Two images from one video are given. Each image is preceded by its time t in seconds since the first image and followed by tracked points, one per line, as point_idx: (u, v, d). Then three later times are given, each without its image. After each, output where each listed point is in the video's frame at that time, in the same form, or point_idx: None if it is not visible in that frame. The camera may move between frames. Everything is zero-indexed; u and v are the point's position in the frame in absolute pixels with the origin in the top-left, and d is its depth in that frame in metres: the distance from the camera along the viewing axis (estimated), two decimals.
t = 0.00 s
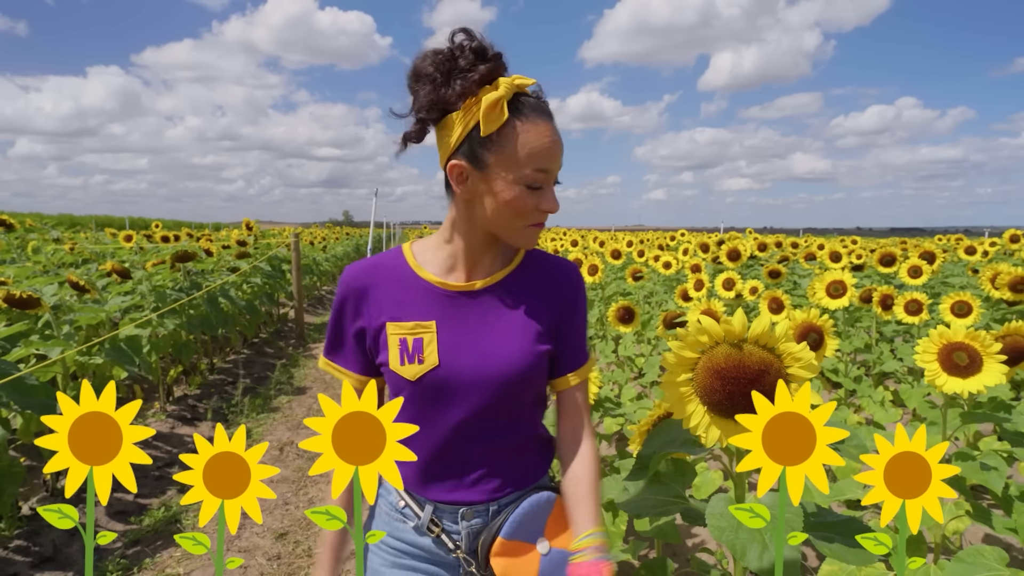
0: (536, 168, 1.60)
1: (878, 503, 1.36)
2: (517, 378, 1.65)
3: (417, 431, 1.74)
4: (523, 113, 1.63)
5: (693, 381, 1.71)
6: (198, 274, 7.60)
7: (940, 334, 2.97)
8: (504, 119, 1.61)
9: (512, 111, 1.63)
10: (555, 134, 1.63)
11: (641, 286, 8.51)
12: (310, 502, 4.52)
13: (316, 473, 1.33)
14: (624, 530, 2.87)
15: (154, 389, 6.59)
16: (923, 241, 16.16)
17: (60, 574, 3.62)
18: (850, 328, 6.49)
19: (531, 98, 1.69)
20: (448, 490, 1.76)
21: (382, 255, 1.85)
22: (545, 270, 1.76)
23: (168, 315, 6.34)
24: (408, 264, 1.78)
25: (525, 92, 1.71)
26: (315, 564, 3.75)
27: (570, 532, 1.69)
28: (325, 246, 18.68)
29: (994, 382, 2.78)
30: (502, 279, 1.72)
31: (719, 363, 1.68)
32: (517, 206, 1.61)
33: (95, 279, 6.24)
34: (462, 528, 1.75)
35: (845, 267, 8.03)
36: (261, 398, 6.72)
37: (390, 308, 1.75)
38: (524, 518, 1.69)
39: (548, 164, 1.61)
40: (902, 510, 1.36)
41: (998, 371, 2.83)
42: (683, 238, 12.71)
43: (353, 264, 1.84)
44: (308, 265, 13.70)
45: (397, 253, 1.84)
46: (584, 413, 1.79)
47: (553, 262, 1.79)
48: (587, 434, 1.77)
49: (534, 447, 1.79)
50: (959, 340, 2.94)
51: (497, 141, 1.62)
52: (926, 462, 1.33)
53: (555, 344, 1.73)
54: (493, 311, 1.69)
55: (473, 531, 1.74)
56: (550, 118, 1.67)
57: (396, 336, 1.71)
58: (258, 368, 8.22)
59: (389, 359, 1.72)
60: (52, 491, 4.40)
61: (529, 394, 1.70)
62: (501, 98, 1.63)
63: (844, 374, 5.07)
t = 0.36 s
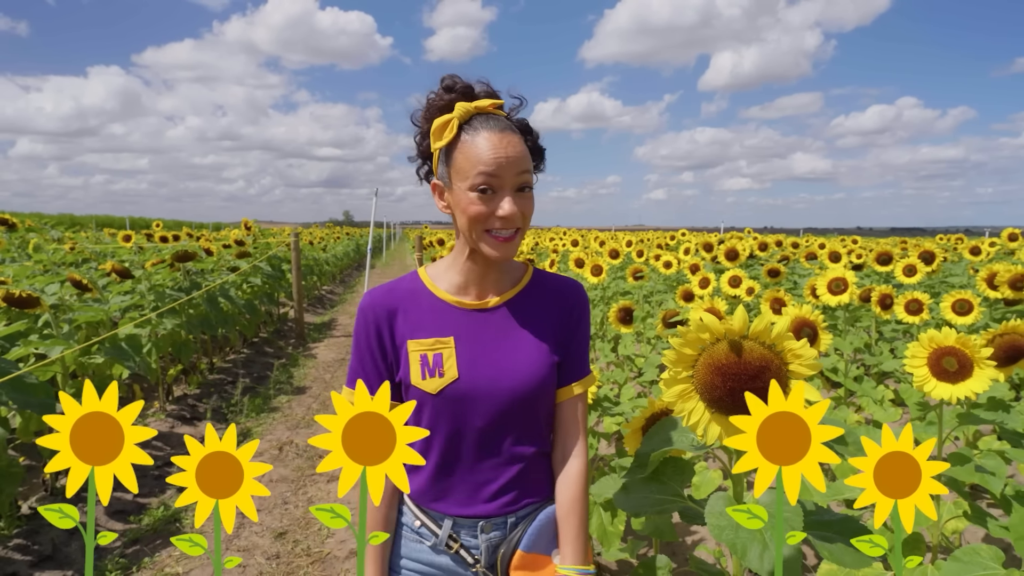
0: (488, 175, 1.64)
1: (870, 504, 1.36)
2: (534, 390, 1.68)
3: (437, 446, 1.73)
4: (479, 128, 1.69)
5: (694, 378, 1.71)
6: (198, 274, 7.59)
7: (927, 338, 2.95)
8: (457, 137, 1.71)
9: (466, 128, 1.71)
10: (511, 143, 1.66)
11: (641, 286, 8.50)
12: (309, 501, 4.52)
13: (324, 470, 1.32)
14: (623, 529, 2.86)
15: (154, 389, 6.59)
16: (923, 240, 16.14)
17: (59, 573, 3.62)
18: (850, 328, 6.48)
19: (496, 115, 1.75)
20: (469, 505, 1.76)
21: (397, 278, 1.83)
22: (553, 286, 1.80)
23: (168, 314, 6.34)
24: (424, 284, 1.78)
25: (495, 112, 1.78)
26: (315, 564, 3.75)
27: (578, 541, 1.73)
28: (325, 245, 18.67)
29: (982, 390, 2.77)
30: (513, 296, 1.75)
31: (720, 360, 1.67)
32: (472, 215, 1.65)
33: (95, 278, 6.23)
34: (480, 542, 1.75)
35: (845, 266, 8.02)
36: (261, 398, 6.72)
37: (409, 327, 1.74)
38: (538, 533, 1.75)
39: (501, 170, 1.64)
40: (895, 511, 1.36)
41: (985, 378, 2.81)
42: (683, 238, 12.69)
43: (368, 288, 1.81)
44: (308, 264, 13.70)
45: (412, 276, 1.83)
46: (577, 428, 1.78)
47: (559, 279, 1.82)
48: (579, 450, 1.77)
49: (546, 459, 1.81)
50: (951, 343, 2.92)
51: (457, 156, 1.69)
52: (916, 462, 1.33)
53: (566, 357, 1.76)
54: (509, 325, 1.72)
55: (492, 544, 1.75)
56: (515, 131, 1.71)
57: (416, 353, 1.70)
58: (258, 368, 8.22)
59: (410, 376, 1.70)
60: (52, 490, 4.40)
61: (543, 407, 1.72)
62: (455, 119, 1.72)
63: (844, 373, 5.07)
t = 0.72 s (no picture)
0: (492, 177, 1.65)
1: (877, 503, 1.35)
2: (546, 388, 1.65)
3: (449, 440, 1.75)
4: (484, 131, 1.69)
5: (691, 380, 1.70)
6: (198, 274, 7.57)
7: (937, 330, 2.96)
8: (465, 141, 1.71)
9: (473, 132, 1.72)
10: (515, 145, 1.65)
11: (641, 286, 8.49)
12: (309, 501, 4.51)
13: (317, 473, 1.32)
14: (624, 530, 2.85)
15: (153, 389, 6.58)
16: (924, 240, 16.12)
17: (57, 573, 3.60)
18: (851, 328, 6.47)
19: (504, 117, 1.74)
20: (478, 502, 1.75)
21: (420, 278, 1.87)
22: (574, 286, 1.75)
23: (167, 314, 6.32)
24: (443, 285, 1.81)
25: (505, 114, 1.76)
26: (314, 564, 3.74)
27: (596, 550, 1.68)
28: (325, 245, 18.64)
29: (996, 380, 2.75)
30: (528, 296, 1.73)
31: (717, 362, 1.66)
32: (478, 216, 1.67)
33: (95, 278, 6.22)
34: (489, 539, 1.74)
35: (846, 266, 8.00)
36: (261, 398, 6.71)
37: (427, 322, 1.77)
38: (549, 539, 1.71)
39: (505, 172, 1.64)
40: (901, 510, 1.35)
41: (998, 367, 2.80)
42: (683, 238, 12.67)
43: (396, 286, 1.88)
44: (308, 264, 13.69)
45: (435, 277, 1.86)
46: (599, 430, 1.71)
47: (583, 279, 1.77)
48: (599, 452, 1.70)
49: (562, 460, 1.77)
50: (960, 337, 2.92)
51: (464, 160, 1.71)
52: (924, 462, 1.32)
53: (586, 358, 1.70)
54: (522, 322, 1.70)
55: (501, 543, 1.73)
56: (521, 133, 1.70)
57: (430, 347, 1.73)
58: (258, 368, 8.21)
59: (424, 369, 1.74)
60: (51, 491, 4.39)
61: (557, 406, 1.68)
62: (463, 124, 1.73)
63: (845, 373, 5.06)
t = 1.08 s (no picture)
0: (485, 169, 1.65)
1: (876, 502, 1.33)
2: (544, 399, 1.59)
3: (449, 433, 1.76)
4: (487, 124, 1.68)
5: (701, 378, 1.68)
6: (197, 274, 7.55)
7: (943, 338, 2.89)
8: (476, 137, 1.73)
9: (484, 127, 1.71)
10: (507, 138, 1.61)
11: (642, 285, 8.45)
12: (309, 502, 4.49)
13: (316, 472, 1.30)
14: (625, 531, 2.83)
15: (153, 389, 6.57)
16: (924, 240, 16.09)
17: (55, 574, 3.59)
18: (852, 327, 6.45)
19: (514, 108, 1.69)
20: (470, 497, 1.75)
21: (446, 266, 1.90)
22: (594, 297, 1.64)
23: (167, 314, 6.30)
24: (463, 277, 1.82)
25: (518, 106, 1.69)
26: (314, 564, 3.73)
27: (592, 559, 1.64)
28: (325, 245, 18.60)
29: (1000, 389, 2.73)
30: (536, 302, 1.66)
31: (729, 360, 1.64)
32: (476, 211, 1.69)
33: (94, 277, 6.20)
34: (480, 533, 1.74)
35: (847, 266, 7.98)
36: (260, 398, 6.69)
37: (441, 314, 1.79)
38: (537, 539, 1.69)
39: (495, 166, 1.62)
40: (901, 510, 1.33)
41: (1005, 375, 2.79)
42: (684, 237, 12.65)
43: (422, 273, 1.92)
44: (308, 265, 13.67)
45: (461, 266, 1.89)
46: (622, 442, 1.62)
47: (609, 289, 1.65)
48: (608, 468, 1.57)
49: (560, 472, 1.71)
50: (967, 343, 2.89)
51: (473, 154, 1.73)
52: (924, 462, 1.30)
53: (598, 372, 1.61)
54: (529, 326, 1.65)
55: (490, 538, 1.73)
56: (524, 121, 1.64)
57: (439, 340, 1.75)
58: (257, 368, 8.18)
59: (431, 360, 1.77)
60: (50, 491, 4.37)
61: (556, 418, 1.62)
62: (477, 121, 1.74)
63: (847, 373, 5.04)
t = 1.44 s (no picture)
0: (502, 170, 1.60)
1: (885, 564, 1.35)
2: (535, 402, 1.57)
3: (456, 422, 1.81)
4: (504, 123, 1.63)
5: (699, 377, 1.67)
6: (198, 274, 7.53)
7: (945, 334, 2.94)
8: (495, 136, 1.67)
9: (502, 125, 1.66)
10: (525, 138, 1.55)
11: (644, 285, 8.43)
12: (309, 503, 4.48)
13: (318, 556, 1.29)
14: (628, 532, 2.82)
15: (153, 389, 6.56)
16: (924, 240, 16.10)
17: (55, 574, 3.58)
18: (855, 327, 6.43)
19: (530, 102, 1.62)
20: (466, 486, 1.76)
21: (483, 253, 1.97)
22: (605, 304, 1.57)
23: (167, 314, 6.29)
24: (493, 266, 1.87)
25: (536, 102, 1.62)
26: (314, 565, 3.72)
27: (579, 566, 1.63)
28: (325, 246, 18.58)
29: (1004, 384, 2.72)
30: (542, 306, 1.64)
31: (726, 359, 1.62)
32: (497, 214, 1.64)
33: (95, 277, 6.19)
34: (474, 523, 1.73)
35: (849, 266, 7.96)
36: (261, 398, 6.68)
37: (463, 303, 1.86)
38: (529, 541, 1.62)
39: (513, 168, 1.56)
40: None
41: (1008, 370, 2.77)
42: (685, 237, 12.63)
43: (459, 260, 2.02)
44: (308, 265, 13.65)
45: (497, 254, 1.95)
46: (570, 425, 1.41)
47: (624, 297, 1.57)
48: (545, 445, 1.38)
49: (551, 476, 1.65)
50: (971, 339, 2.90)
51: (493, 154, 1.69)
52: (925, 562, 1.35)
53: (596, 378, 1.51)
54: (534, 325, 1.64)
55: (483, 531, 1.71)
56: (540, 116, 1.57)
57: (458, 326, 1.82)
58: (258, 368, 8.17)
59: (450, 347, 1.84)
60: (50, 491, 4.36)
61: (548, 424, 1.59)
62: (496, 119, 1.68)
63: (850, 374, 5.02)
